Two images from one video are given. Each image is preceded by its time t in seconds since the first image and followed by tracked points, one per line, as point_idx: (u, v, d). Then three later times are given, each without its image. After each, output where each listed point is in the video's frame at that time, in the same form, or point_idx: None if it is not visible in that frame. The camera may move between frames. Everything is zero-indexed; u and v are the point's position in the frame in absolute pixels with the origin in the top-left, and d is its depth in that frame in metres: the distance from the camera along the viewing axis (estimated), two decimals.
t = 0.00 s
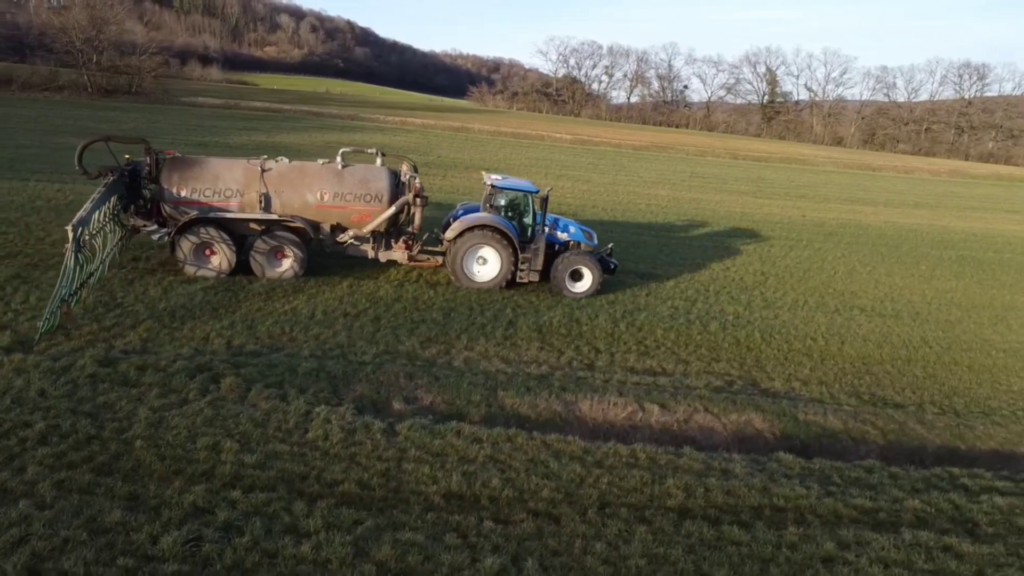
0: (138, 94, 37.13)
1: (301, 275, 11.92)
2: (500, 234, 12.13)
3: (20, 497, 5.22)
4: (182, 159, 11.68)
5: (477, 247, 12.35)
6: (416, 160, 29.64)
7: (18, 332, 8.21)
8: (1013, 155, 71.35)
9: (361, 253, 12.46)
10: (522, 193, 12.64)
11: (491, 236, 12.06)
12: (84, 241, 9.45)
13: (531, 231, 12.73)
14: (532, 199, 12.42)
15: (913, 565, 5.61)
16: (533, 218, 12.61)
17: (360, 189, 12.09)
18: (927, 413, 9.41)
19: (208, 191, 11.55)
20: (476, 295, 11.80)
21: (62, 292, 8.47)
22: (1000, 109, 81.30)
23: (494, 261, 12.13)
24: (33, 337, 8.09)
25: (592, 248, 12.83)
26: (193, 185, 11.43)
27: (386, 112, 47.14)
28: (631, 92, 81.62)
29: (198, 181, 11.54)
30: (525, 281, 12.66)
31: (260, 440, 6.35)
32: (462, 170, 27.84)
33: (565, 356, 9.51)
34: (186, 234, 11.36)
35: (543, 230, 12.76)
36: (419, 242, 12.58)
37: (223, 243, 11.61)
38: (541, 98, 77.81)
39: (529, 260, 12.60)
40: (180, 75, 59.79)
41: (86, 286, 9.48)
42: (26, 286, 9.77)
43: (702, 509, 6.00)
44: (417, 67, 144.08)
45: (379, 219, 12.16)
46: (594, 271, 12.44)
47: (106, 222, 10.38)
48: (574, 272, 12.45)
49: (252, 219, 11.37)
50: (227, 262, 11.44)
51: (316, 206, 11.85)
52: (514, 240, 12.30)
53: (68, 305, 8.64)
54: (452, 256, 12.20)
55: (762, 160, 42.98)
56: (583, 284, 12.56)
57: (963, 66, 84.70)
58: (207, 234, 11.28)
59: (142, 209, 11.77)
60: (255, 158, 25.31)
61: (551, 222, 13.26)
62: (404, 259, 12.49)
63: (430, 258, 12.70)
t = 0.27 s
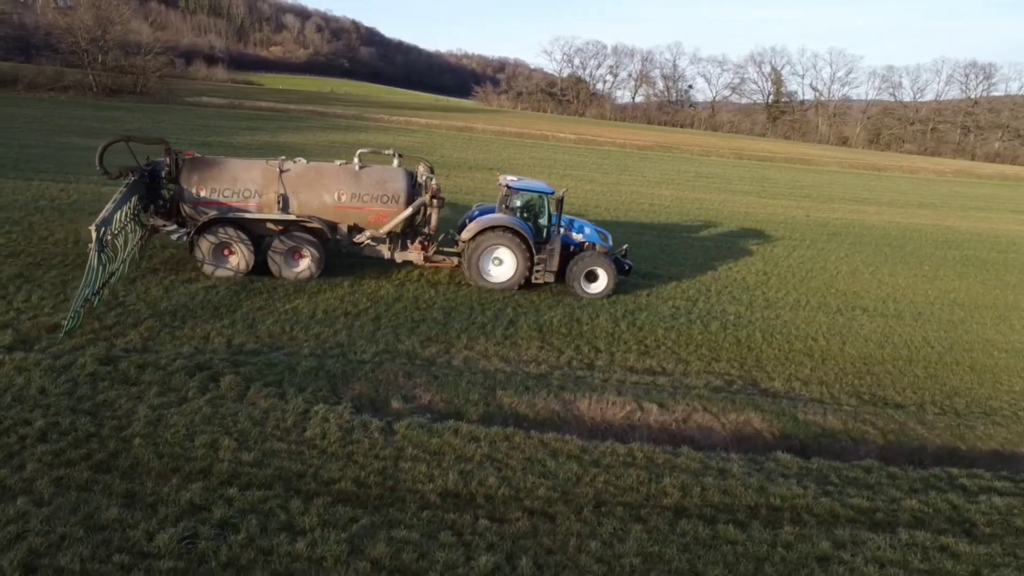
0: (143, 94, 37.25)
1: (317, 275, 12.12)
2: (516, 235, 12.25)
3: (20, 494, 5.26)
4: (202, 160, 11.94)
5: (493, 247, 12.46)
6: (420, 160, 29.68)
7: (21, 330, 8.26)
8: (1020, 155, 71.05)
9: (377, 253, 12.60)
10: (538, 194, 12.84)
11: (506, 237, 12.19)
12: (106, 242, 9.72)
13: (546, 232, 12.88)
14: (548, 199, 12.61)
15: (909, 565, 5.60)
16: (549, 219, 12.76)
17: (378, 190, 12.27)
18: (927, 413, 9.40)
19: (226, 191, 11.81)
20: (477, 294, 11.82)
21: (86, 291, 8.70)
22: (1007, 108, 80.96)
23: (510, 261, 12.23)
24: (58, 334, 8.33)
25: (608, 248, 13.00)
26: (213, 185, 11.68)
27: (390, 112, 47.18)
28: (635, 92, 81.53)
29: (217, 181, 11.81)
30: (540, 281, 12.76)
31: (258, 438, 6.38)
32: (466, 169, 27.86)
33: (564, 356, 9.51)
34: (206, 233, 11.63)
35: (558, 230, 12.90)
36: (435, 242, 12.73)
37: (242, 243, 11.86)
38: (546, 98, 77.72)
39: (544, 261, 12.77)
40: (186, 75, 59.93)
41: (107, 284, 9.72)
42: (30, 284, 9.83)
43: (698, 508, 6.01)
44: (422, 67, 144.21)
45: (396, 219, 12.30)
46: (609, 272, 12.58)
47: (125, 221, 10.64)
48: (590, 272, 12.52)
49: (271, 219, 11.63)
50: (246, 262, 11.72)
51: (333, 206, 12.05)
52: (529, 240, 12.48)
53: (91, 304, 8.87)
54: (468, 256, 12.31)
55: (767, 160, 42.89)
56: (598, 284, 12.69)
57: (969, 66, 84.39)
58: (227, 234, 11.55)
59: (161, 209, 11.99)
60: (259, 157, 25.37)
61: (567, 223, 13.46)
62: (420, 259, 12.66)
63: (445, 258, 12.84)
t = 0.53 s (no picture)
0: (146, 93, 37.35)
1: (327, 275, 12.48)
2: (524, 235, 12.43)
3: (5, 491, 5.29)
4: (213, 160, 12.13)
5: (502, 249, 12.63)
6: (420, 159, 29.69)
7: (13, 328, 8.30)
8: None
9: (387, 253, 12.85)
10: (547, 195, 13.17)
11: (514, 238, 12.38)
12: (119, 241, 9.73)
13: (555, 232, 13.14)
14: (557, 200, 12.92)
15: (891, 565, 5.60)
16: (558, 220, 13.02)
17: (388, 191, 12.59)
18: (918, 413, 9.39)
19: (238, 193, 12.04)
20: (472, 293, 11.85)
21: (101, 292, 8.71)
22: (1012, 107, 80.66)
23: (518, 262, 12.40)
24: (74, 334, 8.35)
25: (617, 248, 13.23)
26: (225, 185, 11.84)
27: (392, 112, 47.22)
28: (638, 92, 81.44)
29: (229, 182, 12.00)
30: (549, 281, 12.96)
31: (245, 437, 6.40)
32: (466, 168, 27.86)
33: (556, 354, 9.53)
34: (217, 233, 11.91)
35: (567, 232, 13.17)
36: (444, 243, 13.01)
37: (252, 243, 12.18)
38: (548, 97, 77.57)
39: (554, 261, 13.07)
40: (188, 74, 59.94)
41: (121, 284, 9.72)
42: (26, 282, 9.88)
43: (681, 507, 6.01)
44: (426, 67, 144.27)
45: (406, 220, 12.60)
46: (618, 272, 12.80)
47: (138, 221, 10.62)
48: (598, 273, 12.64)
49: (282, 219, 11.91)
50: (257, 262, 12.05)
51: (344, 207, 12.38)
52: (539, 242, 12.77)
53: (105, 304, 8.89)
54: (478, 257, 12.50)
55: (769, 160, 42.80)
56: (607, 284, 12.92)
57: (974, 65, 84.03)
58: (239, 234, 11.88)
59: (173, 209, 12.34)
60: (259, 156, 25.42)
61: (577, 223, 13.77)
62: (429, 259, 12.97)
63: (454, 259, 13.14)
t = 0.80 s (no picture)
0: (145, 93, 37.41)
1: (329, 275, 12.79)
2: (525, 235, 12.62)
3: None
4: (217, 160, 12.38)
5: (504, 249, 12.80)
6: (418, 158, 29.74)
7: None
8: None
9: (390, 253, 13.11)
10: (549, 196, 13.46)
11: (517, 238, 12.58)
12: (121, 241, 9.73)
13: (556, 232, 13.43)
14: (559, 201, 13.19)
15: (858, 565, 5.59)
16: (559, 220, 13.32)
17: (390, 192, 12.91)
18: (901, 413, 9.37)
19: (241, 193, 12.30)
20: (459, 292, 11.86)
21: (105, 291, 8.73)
22: (1015, 107, 80.44)
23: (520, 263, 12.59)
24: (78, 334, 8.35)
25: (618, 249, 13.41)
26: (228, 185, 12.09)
27: (392, 111, 47.25)
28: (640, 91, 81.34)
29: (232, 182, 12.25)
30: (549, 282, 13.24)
31: (217, 434, 6.43)
32: (463, 167, 27.87)
33: (539, 353, 9.54)
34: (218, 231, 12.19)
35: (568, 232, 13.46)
36: (447, 243, 13.36)
37: (255, 243, 12.48)
38: (550, 97, 77.49)
39: (556, 263, 13.35)
40: (189, 74, 60.01)
41: (125, 284, 9.72)
42: (12, 280, 9.92)
43: (650, 506, 6.02)
44: (429, 67, 144.34)
45: (408, 221, 12.91)
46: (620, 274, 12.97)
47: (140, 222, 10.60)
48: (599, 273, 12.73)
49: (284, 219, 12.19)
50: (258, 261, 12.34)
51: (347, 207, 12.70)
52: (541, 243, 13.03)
53: (109, 304, 8.91)
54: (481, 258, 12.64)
55: (769, 160, 42.72)
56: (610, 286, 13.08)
57: (977, 64, 83.73)
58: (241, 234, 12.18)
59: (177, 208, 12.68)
60: (255, 155, 25.46)
61: (578, 225, 14.04)
62: (431, 259, 13.34)
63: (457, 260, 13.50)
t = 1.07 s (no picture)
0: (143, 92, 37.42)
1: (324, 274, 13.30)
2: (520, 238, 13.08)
3: None
4: (216, 161, 12.97)
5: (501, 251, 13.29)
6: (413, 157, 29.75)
7: None
8: None
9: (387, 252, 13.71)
10: (545, 197, 13.96)
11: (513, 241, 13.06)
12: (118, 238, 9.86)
13: (551, 233, 14.00)
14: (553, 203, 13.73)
15: (811, 564, 5.59)
16: (554, 222, 13.87)
17: (386, 193, 13.50)
18: (875, 413, 9.35)
19: (238, 194, 12.91)
20: (440, 291, 11.87)
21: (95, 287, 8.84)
22: (1018, 107, 80.09)
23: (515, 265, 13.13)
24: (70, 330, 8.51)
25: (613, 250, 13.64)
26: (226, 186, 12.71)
27: (391, 110, 47.23)
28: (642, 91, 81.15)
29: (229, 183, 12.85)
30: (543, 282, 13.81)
31: (178, 433, 6.44)
32: (458, 166, 27.86)
33: (514, 352, 9.56)
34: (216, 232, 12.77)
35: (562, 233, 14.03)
36: (444, 244, 13.96)
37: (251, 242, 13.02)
38: (551, 96, 77.39)
39: (551, 263, 13.85)
40: (189, 74, 60.02)
41: (120, 282, 9.82)
42: None
43: (606, 505, 6.02)
44: (431, 66, 144.28)
45: (403, 221, 13.50)
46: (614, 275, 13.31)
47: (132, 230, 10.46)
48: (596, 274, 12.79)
49: (281, 218, 12.81)
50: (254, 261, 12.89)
51: (343, 208, 13.29)
52: (536, 243, 13.49)
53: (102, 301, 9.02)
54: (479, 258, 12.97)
55: (768, 159, 42.61)
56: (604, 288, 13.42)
57: (981, 64, 83.37)
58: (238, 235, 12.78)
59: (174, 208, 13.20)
60: (249, 154, 25.49)
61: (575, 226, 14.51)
62: (428, 259, 13.97)
63: (453, 259, 14.13)
